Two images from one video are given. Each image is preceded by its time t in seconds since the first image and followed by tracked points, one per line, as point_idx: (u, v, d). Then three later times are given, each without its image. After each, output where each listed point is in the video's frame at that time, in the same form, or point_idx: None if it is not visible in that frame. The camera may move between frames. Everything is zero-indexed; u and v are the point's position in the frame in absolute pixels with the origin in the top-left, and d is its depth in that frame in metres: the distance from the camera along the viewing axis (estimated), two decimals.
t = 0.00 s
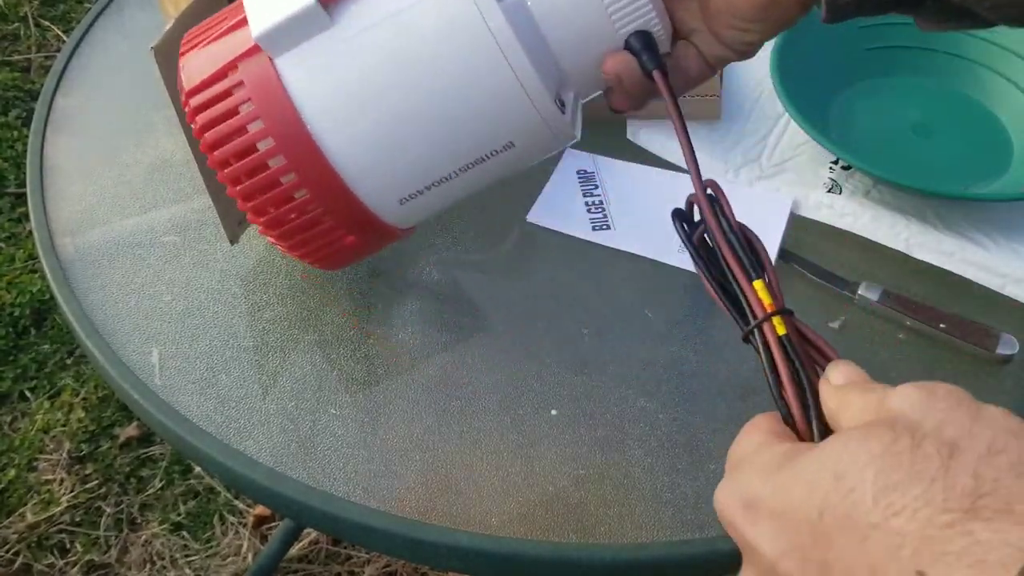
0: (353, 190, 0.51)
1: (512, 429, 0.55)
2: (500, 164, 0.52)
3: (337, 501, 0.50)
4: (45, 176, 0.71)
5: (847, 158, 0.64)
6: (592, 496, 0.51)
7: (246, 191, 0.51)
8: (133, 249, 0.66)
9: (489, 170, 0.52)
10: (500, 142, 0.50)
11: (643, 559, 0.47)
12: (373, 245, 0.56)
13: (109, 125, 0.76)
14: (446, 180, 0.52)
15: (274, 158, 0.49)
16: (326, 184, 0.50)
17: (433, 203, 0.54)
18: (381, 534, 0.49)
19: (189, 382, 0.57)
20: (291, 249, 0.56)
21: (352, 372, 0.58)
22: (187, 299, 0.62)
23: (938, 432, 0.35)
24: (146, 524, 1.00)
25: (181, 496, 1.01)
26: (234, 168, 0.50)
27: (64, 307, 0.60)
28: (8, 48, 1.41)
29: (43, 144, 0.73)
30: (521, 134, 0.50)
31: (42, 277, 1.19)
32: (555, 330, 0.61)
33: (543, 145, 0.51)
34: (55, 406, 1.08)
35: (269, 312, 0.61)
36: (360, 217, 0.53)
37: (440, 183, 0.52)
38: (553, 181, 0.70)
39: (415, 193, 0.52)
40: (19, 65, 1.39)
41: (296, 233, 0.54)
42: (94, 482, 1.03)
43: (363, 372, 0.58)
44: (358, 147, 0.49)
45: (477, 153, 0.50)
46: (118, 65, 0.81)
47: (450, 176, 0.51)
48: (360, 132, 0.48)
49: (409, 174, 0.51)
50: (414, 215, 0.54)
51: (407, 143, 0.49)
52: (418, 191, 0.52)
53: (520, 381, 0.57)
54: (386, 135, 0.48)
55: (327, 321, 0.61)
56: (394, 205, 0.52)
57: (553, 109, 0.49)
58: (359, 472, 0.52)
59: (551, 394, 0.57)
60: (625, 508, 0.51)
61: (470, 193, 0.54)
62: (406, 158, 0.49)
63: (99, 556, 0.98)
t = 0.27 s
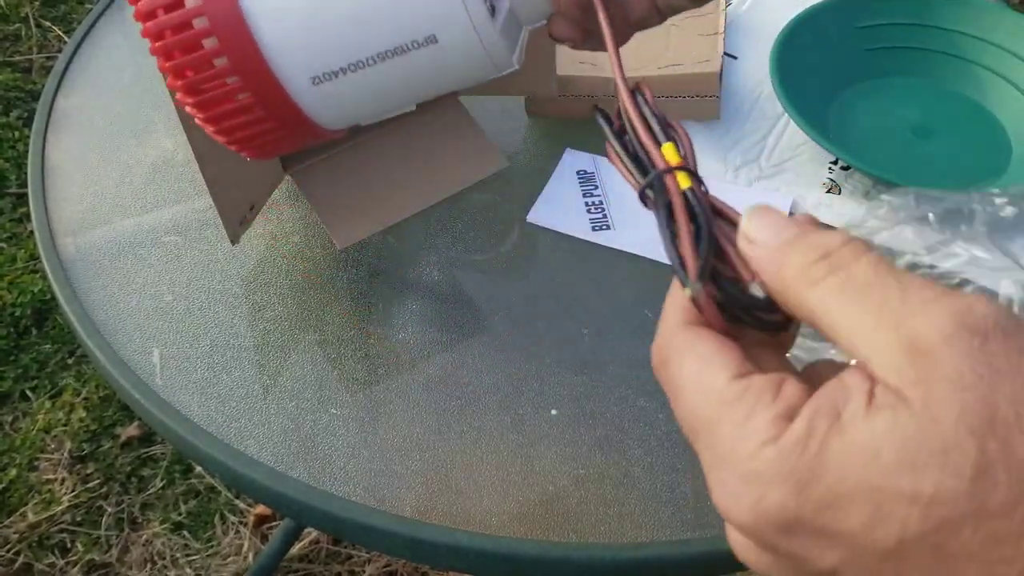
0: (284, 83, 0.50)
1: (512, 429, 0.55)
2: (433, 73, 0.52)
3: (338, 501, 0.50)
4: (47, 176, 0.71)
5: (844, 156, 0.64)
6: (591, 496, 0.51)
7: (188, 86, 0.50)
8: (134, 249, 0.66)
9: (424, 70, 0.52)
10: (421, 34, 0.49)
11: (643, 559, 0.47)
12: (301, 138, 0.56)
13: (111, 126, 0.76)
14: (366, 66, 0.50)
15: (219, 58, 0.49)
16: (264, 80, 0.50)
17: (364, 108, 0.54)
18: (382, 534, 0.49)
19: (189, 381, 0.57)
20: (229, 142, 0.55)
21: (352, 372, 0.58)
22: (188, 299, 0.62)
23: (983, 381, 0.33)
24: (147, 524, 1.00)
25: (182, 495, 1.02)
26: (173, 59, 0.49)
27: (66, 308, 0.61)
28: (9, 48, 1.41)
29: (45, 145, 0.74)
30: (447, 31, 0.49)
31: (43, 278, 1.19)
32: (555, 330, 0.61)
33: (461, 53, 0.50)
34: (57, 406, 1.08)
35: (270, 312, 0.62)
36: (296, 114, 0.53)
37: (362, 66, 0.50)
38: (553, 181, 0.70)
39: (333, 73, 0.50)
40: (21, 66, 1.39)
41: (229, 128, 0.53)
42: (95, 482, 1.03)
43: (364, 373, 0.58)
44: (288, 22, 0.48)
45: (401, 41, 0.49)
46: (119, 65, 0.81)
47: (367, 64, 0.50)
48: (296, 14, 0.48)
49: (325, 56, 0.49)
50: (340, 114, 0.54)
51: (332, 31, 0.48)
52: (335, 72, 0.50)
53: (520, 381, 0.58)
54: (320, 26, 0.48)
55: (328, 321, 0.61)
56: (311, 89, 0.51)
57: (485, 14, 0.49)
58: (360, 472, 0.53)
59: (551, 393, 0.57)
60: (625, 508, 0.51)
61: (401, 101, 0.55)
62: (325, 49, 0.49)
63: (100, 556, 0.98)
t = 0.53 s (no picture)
0: (359, 98, 0.47)
1: (512, 429, 0.55)
2: (512, 95, 0.48)
3: (337, 501, 0.50)
4: (47, 176, 0.71)
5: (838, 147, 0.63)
6: (591, 496, 0.51)
7: (267, 97, 0.48)
8: (134, 249, 0.66)
9: (494, 91, 0.47)
10: (488, 51, 0.45)
11: (641, 559, 0.47)
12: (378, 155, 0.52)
13: (111, 125, 0.76)
14: (440, 83, 0.46)
15: (297, 71, 0.46)
16: (339, 95, 0.47)
17: (446, 127, 0.50)
18: (381, 534, 0.49)
19: (189, 381, 0.57)
20: (306, 155, 0.52)
21: (352, 372, 0.58)
22: (187, 299, 0.62)
23: (934, 361, 0.33)
24: (147, 524, 1.00)
25: (181, 495, 1.02)
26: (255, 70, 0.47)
27: (66, 308, 0.61)
28: (9, 48, 1.41)
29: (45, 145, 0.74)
30: (514, 47, 0.45)
31: (43, 278, 1.19)
32: (555, 330, 0.61)
33: (527, 74, 0.46)
34: (57, 406, 1.08)
35: (270, 312, 0.62)
36: (371, 132, 0.49)
37: (437, 82, 0.46)
38: (553, 181, 0.70)
39: (406, 88, 0.46)
40: (21, 66, 1.39)
41: (308, 140, 0.50)
42: (95, 482, 1.03)
43: (364, 373, 0.58)
44: (361, 33, 0.44)
45: (468, 57, 0.45)
46: (119, 65, 0.81)
47: (440, 80, 0.46)
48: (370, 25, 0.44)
49: (397, 70, 0.45)
50: (420, 135, 0.50)
51: (411, 46, 0.45)
52: (406, 88, 0.46)
53: (521, 381, 0.58)
54: (392, 40, 0.44)
55: (327, 321, 0.61)
56: (385, 106, 0.47)
57: (552, 34, 0.44)
58: (359, 472, 0.53)
59: (551, 394, 0.57)
60: (624, 508, 0.51)
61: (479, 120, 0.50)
62: (397, 62, 0.45)
63: (100, 556, 0.98)
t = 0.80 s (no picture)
0: (406, 110, 0.46)
1: (512, 429, 0.55)
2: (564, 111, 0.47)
3: (337, 501, 0.50)
4: (47, 176, 0.71)
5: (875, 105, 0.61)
6: (591, 496, 0.51)
7: (311, 109, 0.47)
8: (134, 249, 0.66)
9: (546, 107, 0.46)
10: (543, 61, 0.44)
11: (641, 559, 0.47)
12: (420, 174, 0.52)
13: (111, 125, 0.76)
14: (490, 95, 0.45)
15: (344, 81, 0.46)
16: (386, 107, 0.46)
17: (490, 145, 0.49)
18: (382, 534, 0.49)
19: (189, 381, 0.57)
20: (346, 171, 0.52)
21: (352, 371, 0.58)
22: (188, 299, 0.62)
23: (870, 372, 0.37)
24: (147, 524, 1.00)
25: (181, 495, 1.02)
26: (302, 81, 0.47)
27: (67, 308, 0.61)
28: (9, 48, 1.41)
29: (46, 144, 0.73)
30: (570, 57, 0.44)
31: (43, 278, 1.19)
32: (555, 330, 0.61)
33: (587, 88, 0.45)
34: (57, 406, 1.08)
35: (269, 312, 0.62)
36: (416, 148, 0.48)
37: (488, 94, 0.45)
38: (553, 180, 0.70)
39: (454, 101, 0.45)
40: (21, 66, 1.39)
41: (352, 155, 0.50)
42: (95, 482, 1.03)
43: (362, 372, 0.58)
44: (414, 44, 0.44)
45: (518, 68, 0.44)
46: (119, 65, 0.81)
47: (491, 93, 0.45)
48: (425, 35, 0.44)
49: (446, 81, 0.45)
50: (464, 153, 0.49)
51: (466, 57, 0.44)
52: (455, 100, 0.45)
53: (521, 381, 0.58)
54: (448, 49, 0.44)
55: (327, 320, 0.61)
56: (432, 118, 0.46)
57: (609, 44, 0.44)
58: (359, 472, 0.53)
59: (551, 393, 0.57)
60: (625, 509, 0.51)
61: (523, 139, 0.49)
62: (448, 72, 0.45)
63: (100, 556, 0.98)
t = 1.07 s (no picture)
0: (405, 106, 0.46)
1: (512, 429, 0.55)
2: (559, 105, 0.47)
3: (337, 501, 0.50)
4: (47, 176, 0.71)
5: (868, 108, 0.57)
6: (591, 496, 0.51)
7: (310, 106, 0.46)
8: (134, 249, 0.66)
9: (544, 100, 0.46)
10: (539, 55, 0.44)
11: (641, 559, 0.47)
12: (419, 172, 0.51)
13: (111, 125, 0.76)
14: (487, 89, 0.45)
15: (343, 78, 0.45)
16: (386, 103, 0.45)
17: (488, 139, 0.49)
18: (382, 534, 0.49)
19: (189, 381, 0.57)
20: (345, 170, 0.50)
21: (353, 372, 0.58)
22: (188, 299, 0.62)
23: (897, 291, 0.34)
24: (147, 524, 1.00)
25: (181, 495, 1.02)
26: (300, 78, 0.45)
27: (66, 307, 0.60)
28: (9, 48, 1.41)
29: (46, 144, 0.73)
30: (567, 54, 0.44)
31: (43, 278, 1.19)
32: (555, 330, 0.61)
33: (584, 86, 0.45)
34: (57, 406, 1.08)
35: (270, 312, 0.62)
36: (415, 145, 0.48)
37: (486, 89, 0.45)
38: (553, 180, 0.70)
39: (453, 95, 0.45)
40: (21, 66, 1.39)
41: (351, 154, 0.49)
42: (95, 481, 1.03)
43: (363, 372, 0.58)
44: (411, 40, 0.44)
45: (516, 63, 0.44)
46: (119, 65, 0.81)
47: (488, 88, 0.45)
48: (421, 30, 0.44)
49: (444, 76, 0.44)
50: (465, 148, 0.49)
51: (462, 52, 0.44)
52: (454, 94, 0.45)
53: (520, 381, 0.58)
54: (444, 43, 0.44)
55: (328, 321, 0.61)
56: (432, 114, 0.46)
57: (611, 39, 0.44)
58: (359, 472, 0.53)
59: (551, 393, 0.57)
60: (624, 508, 0.51)
61: (521, 133, 0.49)
62: (447, 66, 0.44)
63: (100, 556, 0.98)
